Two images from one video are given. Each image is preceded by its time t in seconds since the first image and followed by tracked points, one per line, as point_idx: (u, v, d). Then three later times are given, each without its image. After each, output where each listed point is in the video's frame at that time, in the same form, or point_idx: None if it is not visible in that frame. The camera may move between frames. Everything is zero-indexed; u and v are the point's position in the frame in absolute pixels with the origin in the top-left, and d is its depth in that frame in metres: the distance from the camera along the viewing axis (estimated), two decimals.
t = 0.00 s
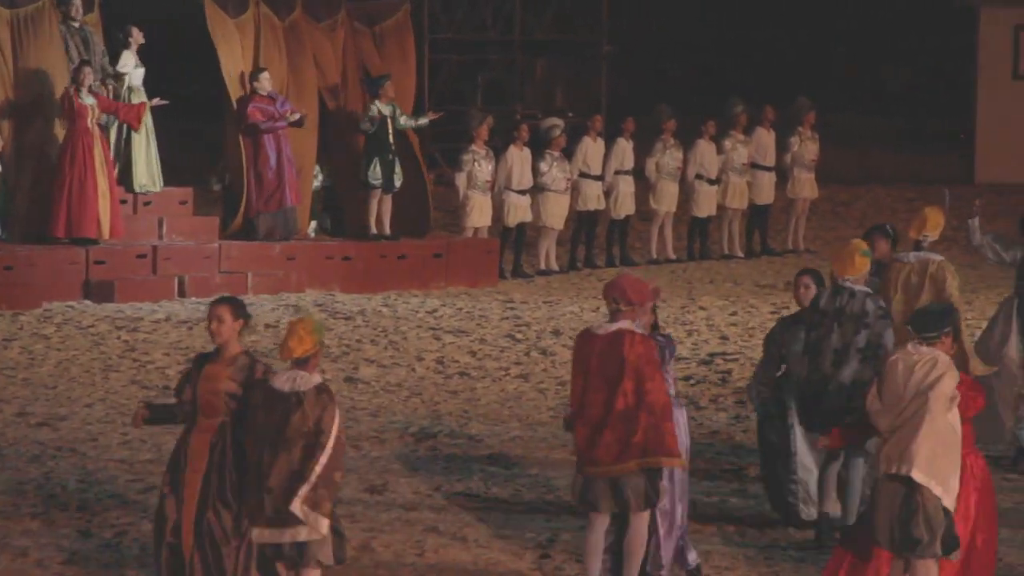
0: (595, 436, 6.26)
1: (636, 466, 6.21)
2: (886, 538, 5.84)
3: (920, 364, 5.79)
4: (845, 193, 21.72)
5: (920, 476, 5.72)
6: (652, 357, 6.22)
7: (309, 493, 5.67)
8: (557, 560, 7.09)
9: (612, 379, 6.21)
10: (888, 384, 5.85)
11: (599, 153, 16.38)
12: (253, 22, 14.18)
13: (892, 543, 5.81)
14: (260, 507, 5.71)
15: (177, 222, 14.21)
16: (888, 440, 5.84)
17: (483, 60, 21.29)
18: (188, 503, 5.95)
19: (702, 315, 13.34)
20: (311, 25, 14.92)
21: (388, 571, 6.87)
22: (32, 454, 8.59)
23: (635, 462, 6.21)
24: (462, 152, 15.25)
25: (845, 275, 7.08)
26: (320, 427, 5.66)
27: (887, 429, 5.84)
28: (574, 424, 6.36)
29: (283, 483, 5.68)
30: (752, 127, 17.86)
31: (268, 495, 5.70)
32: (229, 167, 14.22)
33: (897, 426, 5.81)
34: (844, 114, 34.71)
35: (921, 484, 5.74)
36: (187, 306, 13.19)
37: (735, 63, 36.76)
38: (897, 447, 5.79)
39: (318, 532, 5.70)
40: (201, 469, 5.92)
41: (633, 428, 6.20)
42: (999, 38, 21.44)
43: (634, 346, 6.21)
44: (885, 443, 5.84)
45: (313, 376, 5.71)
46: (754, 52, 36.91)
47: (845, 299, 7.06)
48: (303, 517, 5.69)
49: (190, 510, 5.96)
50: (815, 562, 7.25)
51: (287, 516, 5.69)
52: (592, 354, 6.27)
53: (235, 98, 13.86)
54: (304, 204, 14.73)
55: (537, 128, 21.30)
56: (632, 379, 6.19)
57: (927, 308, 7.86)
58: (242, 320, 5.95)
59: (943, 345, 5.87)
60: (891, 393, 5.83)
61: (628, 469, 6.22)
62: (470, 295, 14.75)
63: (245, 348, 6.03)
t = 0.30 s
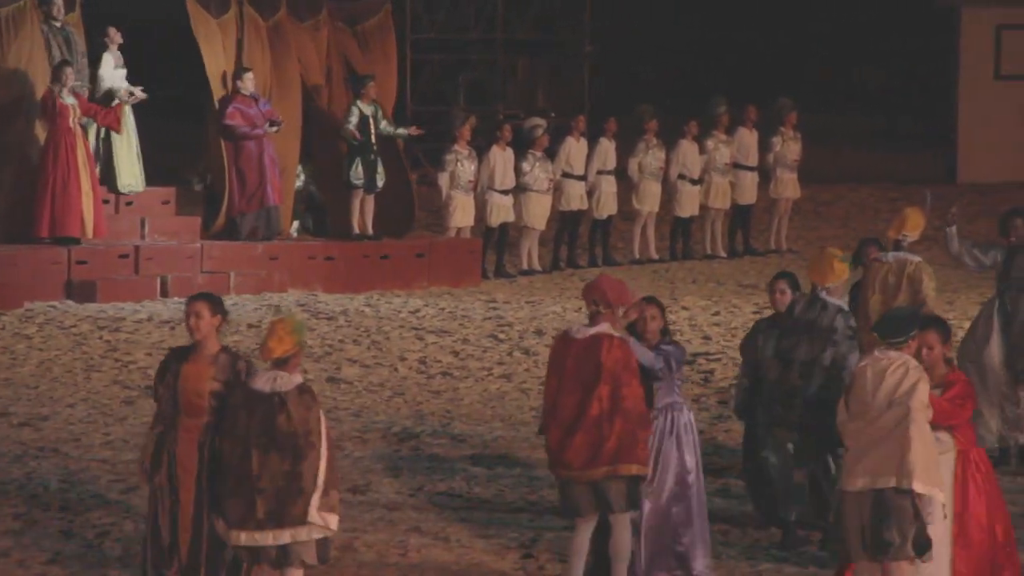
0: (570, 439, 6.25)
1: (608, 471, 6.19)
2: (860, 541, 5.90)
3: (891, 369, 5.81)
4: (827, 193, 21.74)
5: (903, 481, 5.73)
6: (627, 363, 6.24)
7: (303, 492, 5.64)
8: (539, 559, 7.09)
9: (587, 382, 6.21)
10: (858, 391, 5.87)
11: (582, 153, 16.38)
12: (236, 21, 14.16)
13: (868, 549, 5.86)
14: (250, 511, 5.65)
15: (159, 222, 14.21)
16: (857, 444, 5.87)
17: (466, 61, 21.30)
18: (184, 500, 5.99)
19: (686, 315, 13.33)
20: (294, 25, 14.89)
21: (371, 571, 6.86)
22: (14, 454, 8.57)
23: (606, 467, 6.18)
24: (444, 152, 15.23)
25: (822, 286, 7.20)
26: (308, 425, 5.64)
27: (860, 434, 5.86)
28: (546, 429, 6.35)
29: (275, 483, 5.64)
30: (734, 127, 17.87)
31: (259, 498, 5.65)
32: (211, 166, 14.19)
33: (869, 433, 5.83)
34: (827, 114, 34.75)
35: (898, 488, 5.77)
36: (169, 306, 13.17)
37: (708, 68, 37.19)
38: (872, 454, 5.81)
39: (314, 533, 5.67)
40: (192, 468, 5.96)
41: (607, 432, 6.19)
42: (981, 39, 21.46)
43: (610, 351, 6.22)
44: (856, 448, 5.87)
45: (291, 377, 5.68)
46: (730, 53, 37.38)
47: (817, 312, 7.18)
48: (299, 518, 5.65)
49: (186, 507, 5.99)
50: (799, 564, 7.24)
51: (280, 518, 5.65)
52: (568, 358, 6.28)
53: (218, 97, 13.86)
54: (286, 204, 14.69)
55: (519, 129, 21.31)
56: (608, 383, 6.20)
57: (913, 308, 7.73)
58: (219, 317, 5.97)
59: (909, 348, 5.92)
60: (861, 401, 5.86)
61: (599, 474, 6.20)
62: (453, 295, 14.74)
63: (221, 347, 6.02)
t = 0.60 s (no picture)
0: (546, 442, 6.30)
1: (582, 478, 6.24)
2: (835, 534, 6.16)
3: (869, 365, 6.08)
4: (809, 193, 21.75)
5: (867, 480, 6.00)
6: (608, 372, 6.27)
7: (273, 492, 5.71)
8: (522, 559, 7.10)
9: (566, 387, 6.26)
10: (835, 388, 6.15)
11: (564, 153, 16.38)
12: (217, 20, 14.15)
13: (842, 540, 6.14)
14: (221, 508, 5.73)
15: (141, 222, 14.20)
16: (837, 438, 6.13)
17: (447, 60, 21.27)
18: (169, 496, 5.92)
19: (668, 315, 13.34)
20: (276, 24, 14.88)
21: (353, 571, 6.87)
22: None
23: (579, 474, 6.24)
24: (426, 152, 15.23)
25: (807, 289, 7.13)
26: (281, 424, 5.72)
27: (838, 427, 6.13)
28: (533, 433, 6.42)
29: (245, 482, 5.72)
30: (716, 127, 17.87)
31: (230, 495, 5.72)
32: (193, 165, 14.18)
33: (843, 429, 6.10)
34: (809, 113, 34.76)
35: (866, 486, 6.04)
36: (150, 305, 13.18)
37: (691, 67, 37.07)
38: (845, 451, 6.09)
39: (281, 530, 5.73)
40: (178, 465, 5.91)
41: (580, 439, 6.23)
42: (961, 40, 21.48)
43: (591, 359, 6.25)
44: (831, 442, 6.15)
45: (272, 377, 5.76)
46: (713, 53, 37.38)
47: (794, 313, 7.14)
48: (268, 517, 5.72)
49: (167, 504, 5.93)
50: (779, 564, 7.27)
51: (248, 516, 5.71)
52: (553, 363, 6.32)
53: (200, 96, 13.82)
54: (268, 203, 14.69)
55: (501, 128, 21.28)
56: (585, 391, 6.23)
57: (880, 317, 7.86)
58: (204, 314, 5.96)
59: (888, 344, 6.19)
60: (838, 397, 6.13)
61: (575, 480, 6.25)
62: (435, 294, 14.75)
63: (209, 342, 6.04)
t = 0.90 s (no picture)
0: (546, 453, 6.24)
1: (582, 489, 6.19)
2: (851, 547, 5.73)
3: (895, 382, 5.62)
4: (792, 193, 21.80)
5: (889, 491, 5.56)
6: (601, 378, 6.22)
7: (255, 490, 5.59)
8: (506, 559, 7.10)
9: (561, 397, 6.22)
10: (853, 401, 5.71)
11: (546, 153, 16.38)
12: (198, 20, 14.13)
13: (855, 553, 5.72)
14: (200, 506, 5.61)
15: (123, 222, 14.18)
16: (857, 454, 5.66)
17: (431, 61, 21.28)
18: (144, 501, 5.84)
19: (651, 315, 13.35)
20: (258, 22, 14.81)
21: (337, 571, 6.87)
22: None
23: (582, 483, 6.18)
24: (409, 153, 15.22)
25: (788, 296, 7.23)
26: (267, 426, 5.60)
27: (858, 446, 5.66)
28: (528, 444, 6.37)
29: (228, 482, 5.60)
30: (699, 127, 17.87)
31: (208, 494, 5.61)
32: (175, 166, 14.16)
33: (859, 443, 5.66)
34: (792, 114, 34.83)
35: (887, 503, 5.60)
36: (132, 306, 13.17)
37: (686, 68, 37.13)
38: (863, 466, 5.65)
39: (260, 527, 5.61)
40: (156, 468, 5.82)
41: (580, 449, 6.18)
42: (943, 41, 21.53)
43: (584, 365, 6.20)
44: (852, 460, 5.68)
45: (259, 377, 5.65)
46: (704, 57, 37.49)
47: (775, 319, 7.21)
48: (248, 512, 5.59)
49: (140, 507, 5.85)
50: (762, 565, 7.27)
51: (224, 515, 5.58)
52: (544, 371, 6.29)
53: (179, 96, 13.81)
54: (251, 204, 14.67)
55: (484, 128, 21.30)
56: (580, 400, 6.19)
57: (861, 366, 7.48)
58: (190, 320, 5.88)
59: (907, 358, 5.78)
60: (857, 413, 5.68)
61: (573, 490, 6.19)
62: (418, 295, 14.75)
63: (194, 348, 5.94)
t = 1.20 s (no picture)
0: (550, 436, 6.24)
1: (587, 464, 6.19)
2: (895, 544, 5.68)
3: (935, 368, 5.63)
4: (776, 193, 21.81)
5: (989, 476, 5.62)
6: (599, 356, 6.23)
7: (286, 491, 5.77)
8: (489, 559, 7.10)
9: (561, 375, 6.23)
10: (885, 394, 5.62)
11: (530, 152, 16.38)
12: (179, 20, 14.13)
13: (917, 550, 5.66)
14: (231, 510, 5.71)
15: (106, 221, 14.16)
16: (901, 443, 5.60)
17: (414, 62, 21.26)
18: (125, 489, 5.96)
19: (634, 315, 13.34)
20: (241, 22, 14.80)
21: (321, 570, 6.87)
22: None
23: (586, 460, 6.18)
24: (393, 152, 15.21)
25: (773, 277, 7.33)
26: (277, 424, 5.76)
27: (903, 440, 5.60)
28: (525, 428, 6.35)
29: (256, 480, 5.72)
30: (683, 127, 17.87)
31: (243, 496, 5.70)
32: (157, 164, 14.12)
33: (916, 438, 5.59)
34: (776, 114, 34.84)
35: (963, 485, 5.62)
36: (115, 305, 13.18)
37: (671, 72, 37.15)
38: (930, 458, 5.59)
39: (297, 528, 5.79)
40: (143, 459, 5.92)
41: (583, 427, 6.19)
42: (926, 40, 21.55)
43: (582, 345, 6.23)
44: (899, 454, 5.61)
45: (254, 376, 5.78)
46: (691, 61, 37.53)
47: (769, 300, 7.31)
48: (284, 512, 5.77)
49: (119, 496, 5.97)
50: (746, 565, 7.26)
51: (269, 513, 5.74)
52: (540, 355, 6.30)
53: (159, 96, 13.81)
54: (234, 204, 14.65)
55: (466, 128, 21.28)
56: (582, 377, 6.20)
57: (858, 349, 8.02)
58: (170, 311, 6.01)
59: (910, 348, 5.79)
60: (892, 403, 5.61)
61: (579, 467, 6.20)
62: (401, 295, 14.73)
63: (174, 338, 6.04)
